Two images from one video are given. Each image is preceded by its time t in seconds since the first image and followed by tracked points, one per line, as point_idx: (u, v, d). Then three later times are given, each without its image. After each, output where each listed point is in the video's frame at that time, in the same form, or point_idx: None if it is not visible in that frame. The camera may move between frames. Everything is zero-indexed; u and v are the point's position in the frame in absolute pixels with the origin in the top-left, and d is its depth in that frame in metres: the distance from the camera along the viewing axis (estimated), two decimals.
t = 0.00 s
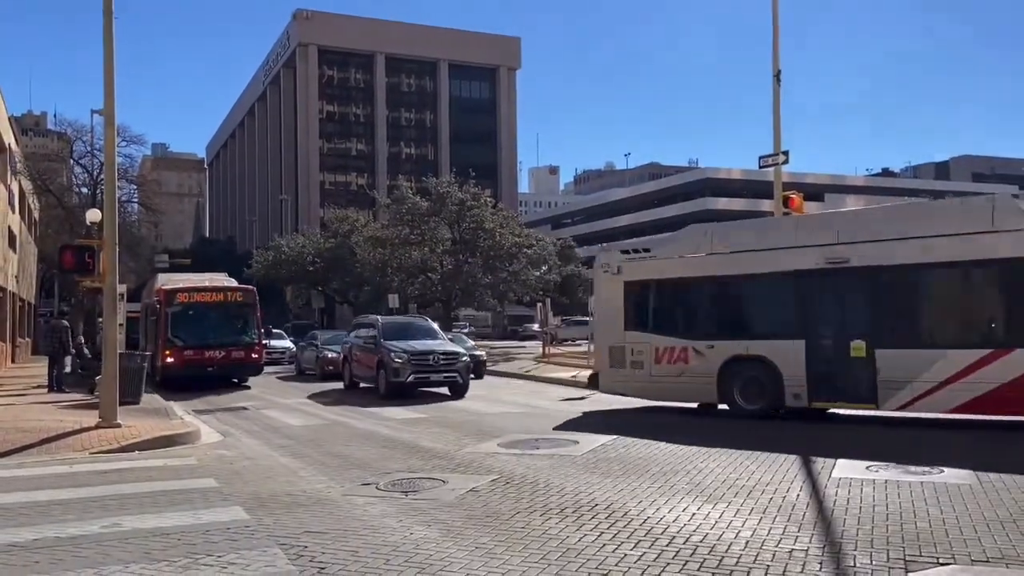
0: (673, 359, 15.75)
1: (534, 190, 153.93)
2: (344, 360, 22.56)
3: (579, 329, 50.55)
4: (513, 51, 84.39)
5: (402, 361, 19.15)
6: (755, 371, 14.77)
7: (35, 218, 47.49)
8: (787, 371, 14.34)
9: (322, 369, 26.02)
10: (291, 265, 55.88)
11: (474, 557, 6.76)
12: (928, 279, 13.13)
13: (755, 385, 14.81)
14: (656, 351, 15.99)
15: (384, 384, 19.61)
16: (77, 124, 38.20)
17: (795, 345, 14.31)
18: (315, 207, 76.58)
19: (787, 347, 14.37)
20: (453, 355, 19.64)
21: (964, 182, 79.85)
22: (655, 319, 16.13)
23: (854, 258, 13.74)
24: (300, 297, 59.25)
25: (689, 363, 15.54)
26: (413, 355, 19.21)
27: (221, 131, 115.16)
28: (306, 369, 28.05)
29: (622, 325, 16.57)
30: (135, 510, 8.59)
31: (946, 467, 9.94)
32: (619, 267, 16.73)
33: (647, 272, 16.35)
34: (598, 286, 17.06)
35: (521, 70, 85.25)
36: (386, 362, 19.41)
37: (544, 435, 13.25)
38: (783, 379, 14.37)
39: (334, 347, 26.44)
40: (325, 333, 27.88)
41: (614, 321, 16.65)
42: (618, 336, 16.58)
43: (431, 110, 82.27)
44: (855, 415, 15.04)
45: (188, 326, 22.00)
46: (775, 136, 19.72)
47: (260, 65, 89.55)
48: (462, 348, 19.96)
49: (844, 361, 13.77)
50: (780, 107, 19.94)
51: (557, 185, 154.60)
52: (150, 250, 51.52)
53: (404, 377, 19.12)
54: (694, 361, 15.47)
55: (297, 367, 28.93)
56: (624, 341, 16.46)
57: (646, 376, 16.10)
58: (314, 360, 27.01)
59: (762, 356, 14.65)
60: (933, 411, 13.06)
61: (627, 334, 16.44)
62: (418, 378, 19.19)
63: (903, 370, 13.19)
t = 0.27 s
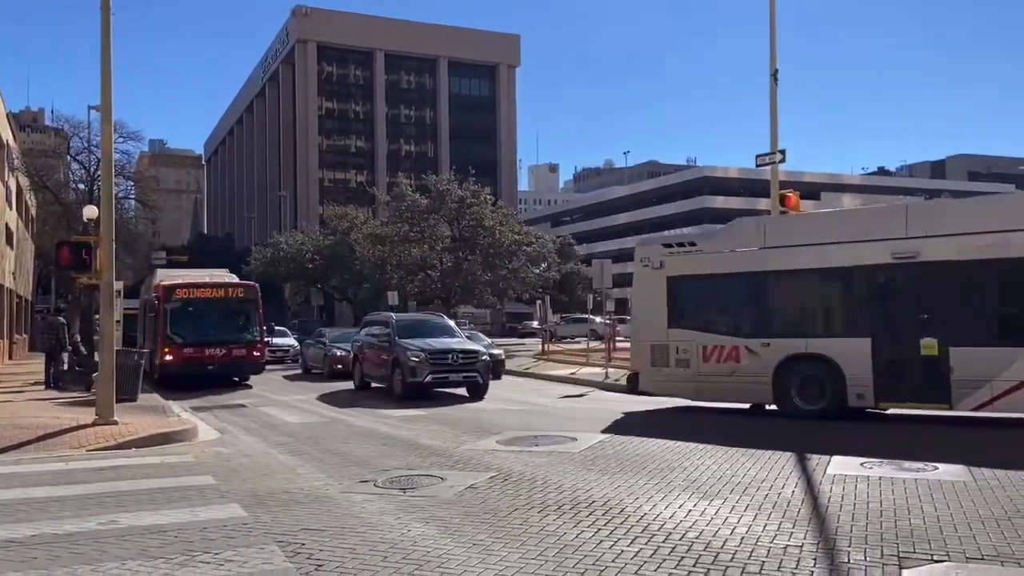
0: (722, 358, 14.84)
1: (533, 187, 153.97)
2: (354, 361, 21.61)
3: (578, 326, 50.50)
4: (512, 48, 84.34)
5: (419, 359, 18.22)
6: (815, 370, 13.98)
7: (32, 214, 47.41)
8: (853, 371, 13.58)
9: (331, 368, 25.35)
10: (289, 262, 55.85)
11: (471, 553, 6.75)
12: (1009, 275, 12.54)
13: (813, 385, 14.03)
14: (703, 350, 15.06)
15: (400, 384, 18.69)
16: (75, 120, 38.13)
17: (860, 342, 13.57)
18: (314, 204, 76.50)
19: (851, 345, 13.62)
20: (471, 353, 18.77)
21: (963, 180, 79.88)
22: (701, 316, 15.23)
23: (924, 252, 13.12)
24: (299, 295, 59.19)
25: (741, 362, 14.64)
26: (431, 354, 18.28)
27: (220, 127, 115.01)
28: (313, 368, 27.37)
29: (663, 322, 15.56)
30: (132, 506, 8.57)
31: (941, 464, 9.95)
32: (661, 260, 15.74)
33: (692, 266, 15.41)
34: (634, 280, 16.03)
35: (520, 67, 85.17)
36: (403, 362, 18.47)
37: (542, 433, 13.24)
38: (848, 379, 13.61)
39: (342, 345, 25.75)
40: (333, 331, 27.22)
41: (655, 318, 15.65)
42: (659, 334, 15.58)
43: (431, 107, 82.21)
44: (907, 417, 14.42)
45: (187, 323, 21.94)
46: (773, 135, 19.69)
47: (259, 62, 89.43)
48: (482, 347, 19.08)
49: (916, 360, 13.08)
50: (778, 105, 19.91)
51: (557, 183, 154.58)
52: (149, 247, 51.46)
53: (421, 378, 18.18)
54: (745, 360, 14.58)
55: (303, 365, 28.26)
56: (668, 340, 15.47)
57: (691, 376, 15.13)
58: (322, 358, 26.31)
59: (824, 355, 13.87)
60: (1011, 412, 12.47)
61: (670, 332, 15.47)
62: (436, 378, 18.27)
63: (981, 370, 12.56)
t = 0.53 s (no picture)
0: (785, 355, 14.10)
1: (536, 185, 153.88)
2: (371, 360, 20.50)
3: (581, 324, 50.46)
4: (515, 46, 84.23)
5: (443, 359, 17.08)
6: (887, 368, 13.39)
7: (35, 211, 47.46)
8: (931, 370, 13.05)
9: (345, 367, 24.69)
10: (292, 260, 55.87)
11: (474, 550, 6.76)
12: None
13: (885, 385, 13.44)
14: (764, 347, 14.27)
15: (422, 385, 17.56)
16: (77, 118, 38.17)
17: (942, 340, 13.02)
18: (317, 201, 76.50)
19: (931, 343, 13.05)
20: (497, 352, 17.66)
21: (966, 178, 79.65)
22: (762, 311, 14.42)
23: (1012, 247, 12.57)
24: (302, 293, 59.21)
25: (807, 361, 13.93)
26: (456, 353, 17.14)
27: (223, 124, 115.02)
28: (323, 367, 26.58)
29: (718, 318, 14.70)
30: (134, 503, 8.58)
31: (942, 461, 9.95)
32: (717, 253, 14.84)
33: (751, 259, 14.59)
34: (686, 273, 15.09)
35: (523, 65, 85.06)
36: (425, 362, 17.33)
37: (545, 431, 13.23)
38: (926, 379, 13.07)
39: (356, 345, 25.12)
40: (346, 328, 26.38)
41: (711, 313, 14.73)
42: (715, 330, 14.70)
43: (433, 104, 82.15)
44: (968, 413, 14.07)
45: (190, 320, 21.95)
46: (775, 132, 19.66)
47: (262, 59, 89.40)
48: (507, 345, 17.95)
49: (1000, 359, 12.61)
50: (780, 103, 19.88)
51: (559, 180, 154.67)
52: (151, 244, 51.51)
53: (445, 379, 17.06)
54: (813, 358, 13.86)
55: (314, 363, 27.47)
56: (725, 337, 14.61)
57: (751, 375, 14.34)
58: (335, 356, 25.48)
59: (899, 352, 13.30)
60: None
61: (728, 328, 14.61)
62: (460, 379, 17.15)
63: None
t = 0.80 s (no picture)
0: (867, 354, 13.49)
1: (546, 183, 153.90)
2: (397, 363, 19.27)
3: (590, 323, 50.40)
4: (524, 44, 84.21)
5: (477, 359, 15.94)
6: (979, 368, 12.79)
7: (47, 211, 47.78)
8: None
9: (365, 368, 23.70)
10: (302, 258, 56.07)
11: (484, 548, 6.77)
12: None
13: (978, 385, 12.80)
14: (845, 346, 13.66)
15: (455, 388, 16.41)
16: (89, 117, 38.44)
17: None
18: (327, 200, 76.73)
19: None
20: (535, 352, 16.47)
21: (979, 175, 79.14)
22: (839, 307, 13.84)
23: None
24: (312, 292, 59.40)
25: (893, 359, 13.30)
26: (491, 353, 15.99)
27: (233, 124, 115.44)
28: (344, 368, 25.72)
29: (794, 316, 14.06)
30: (147, 501, 8.64)
31: (954, 460, 9.90)
32: (792, 246, 14.22)
33: (827, 253, 14.01)
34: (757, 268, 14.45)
35: (533, 63, 85.05)
36: (458, 362, 16.18)
37: (555, 429, 13.23)
38: None
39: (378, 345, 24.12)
40: (367, 328, 25.43)
41: (785, 310, 14.11)
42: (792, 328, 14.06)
43: (443, 103, 82.23)
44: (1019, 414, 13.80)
45: (203, 320, 22.06)
46: (786, 131, 19.60)
47: (272, 59, 89.67)
48: (544, 344, 16.79)
49: None
50: (791, 101, 19.82)
51: (569, 179, 154.62)
52: (163, 244, 51.79)
53: (479, 380, 15.92)
54: (898, 357, 13.25)
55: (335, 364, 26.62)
56: (801, 335, 13.98)
57: (831, 375, 13.69)
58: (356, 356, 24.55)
59: (993, 351, 12.72)
60: None
61: (803, 325, 13.99)
62: (495, 381, 15.98)
63: None
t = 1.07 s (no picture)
0: (976, 354, 13.05)
1: (564, 183, 153.80)
2: (435, 365, 18.38)
3: (609, 322, 50.28)
4: (542, 44, 84.18)
5: (525, 360, 15.11)
6: None
7: (72, 212, 48.35)
8: None
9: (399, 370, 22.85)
10: (322, 259, 56.38)
11: (506, 547, 6.81)
12: None
13: None
14: (951, 346, 13.20)
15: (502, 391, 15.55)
16: (113, 120, 38.86)
17: None
18: (346, 201, 77.10)
19: None
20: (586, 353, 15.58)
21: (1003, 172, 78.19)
22: (943, 306, 13.36)
23: None
24: (332, 292, 59.70)
25: (1004, 359, 12.86)
26: (540, 354, 15.13)
27: (253, 125, 116.26)
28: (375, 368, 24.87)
29: (895, 315, 13.58)
30: (172, 499, 8.74)
31: (980, 461, 9.83)
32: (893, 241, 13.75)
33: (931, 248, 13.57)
34: (855, 264, 13.98)
35: (551, 62, 85.00)
36: (505, 363, 15.37)
37: (577, 429, 13.22)
38: None
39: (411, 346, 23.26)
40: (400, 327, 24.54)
41: (886, 307, 13.64)
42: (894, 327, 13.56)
43: (461, 104, 82.36)
44: None
45: (226, 320, 22.26)
46: (806, 129, 19.47)
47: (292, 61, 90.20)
48: (595, 345, 15.91)
49: None
50: (812, 99, 19.69)
51: (587, 178, 154.37)
52: (185, 245, 52.26)
53: (527, 383, 15.08)
54: (1010, 357, 12.83)
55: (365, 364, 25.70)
56: (903, 335, 13.50)
57: (937, 376, 13.21)
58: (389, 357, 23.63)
59: None
60: None
61: (905, 324, 13.52)
62: (544, 384, 15.11)
63: None
